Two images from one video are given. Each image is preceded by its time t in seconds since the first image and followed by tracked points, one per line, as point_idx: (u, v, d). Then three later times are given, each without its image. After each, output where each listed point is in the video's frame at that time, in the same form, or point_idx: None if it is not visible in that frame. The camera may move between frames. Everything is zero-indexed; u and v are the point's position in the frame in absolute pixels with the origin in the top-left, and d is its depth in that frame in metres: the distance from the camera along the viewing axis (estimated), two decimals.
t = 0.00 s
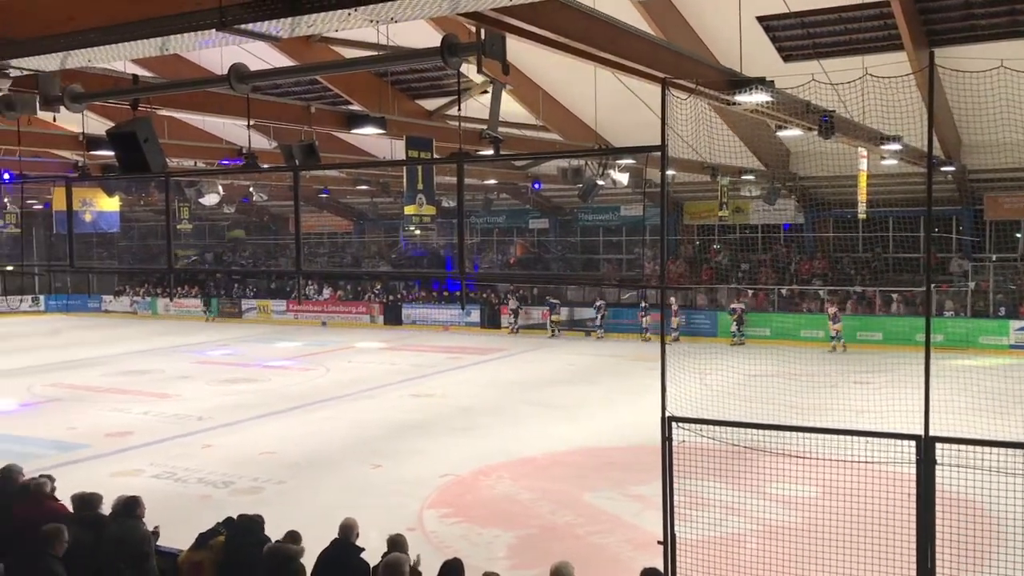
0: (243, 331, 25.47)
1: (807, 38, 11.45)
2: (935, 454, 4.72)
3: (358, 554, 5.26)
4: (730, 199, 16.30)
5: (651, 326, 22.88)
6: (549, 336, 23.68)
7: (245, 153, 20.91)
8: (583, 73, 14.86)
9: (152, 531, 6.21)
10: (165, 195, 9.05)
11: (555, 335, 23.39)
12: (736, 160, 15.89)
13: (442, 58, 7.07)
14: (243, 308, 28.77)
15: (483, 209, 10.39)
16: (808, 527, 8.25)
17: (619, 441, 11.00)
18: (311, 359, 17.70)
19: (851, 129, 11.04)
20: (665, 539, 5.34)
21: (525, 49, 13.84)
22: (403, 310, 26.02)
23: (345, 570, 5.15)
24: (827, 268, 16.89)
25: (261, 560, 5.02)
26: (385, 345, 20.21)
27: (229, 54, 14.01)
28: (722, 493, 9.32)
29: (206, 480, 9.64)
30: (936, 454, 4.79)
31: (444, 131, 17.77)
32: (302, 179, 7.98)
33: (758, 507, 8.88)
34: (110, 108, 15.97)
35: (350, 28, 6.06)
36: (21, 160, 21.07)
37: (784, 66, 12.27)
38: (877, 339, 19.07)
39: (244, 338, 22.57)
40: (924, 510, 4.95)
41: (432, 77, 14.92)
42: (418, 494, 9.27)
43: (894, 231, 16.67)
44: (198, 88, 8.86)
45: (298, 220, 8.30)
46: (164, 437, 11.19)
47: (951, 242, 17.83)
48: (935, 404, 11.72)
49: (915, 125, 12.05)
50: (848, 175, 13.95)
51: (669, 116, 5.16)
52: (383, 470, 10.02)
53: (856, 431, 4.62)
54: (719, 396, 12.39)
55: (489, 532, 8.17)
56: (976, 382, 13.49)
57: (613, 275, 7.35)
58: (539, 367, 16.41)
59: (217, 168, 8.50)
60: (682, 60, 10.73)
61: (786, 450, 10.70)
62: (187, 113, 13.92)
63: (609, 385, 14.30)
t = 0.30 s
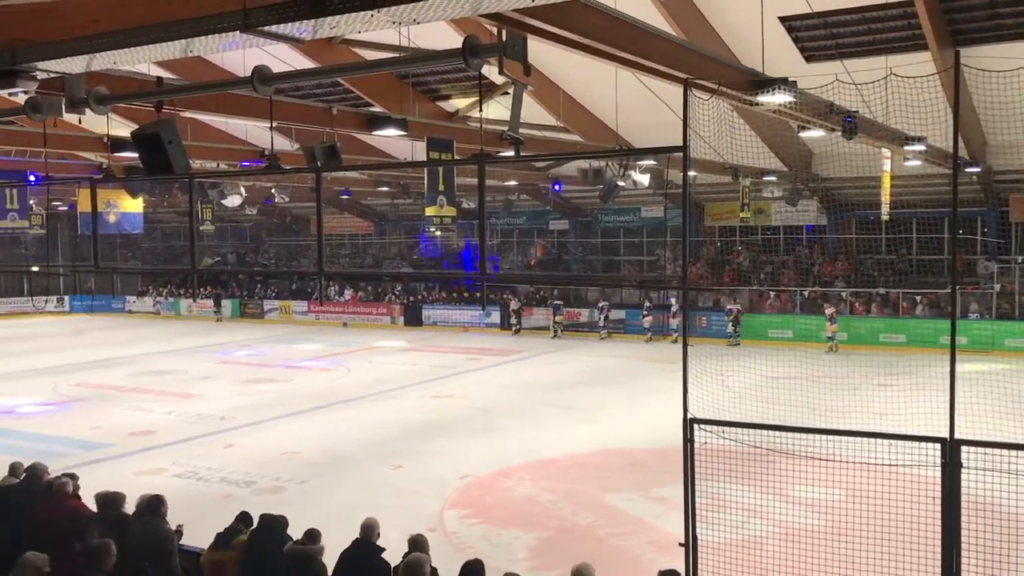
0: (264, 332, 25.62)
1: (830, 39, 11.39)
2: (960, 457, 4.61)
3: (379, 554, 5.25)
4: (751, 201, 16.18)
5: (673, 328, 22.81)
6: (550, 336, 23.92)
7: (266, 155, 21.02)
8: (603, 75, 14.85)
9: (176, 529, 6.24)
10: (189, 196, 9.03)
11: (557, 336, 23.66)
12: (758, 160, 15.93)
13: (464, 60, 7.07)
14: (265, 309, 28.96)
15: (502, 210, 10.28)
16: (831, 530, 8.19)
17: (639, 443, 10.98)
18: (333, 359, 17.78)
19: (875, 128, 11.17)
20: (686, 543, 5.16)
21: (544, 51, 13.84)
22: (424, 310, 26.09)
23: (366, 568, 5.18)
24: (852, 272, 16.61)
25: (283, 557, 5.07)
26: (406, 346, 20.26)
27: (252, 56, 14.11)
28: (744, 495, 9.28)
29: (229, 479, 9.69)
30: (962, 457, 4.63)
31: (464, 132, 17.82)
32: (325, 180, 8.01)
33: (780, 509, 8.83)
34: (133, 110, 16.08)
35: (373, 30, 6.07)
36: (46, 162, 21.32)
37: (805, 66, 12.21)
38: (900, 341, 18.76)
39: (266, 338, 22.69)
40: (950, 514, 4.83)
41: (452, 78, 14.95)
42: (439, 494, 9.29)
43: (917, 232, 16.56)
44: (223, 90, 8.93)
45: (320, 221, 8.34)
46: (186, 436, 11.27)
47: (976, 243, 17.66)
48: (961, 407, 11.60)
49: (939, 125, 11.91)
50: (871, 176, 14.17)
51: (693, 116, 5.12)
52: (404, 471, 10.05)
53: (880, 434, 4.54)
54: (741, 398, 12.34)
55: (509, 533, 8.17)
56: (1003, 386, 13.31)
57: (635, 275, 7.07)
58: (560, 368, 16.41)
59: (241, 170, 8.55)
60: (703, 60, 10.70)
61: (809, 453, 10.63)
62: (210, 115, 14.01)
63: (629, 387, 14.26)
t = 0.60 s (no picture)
0: (284, 334, 25.75)
1: (850, 40, 11.34)
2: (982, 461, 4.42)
3: (397, 556, 5.26)
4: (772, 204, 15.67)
5: (693, 330, 22.73)
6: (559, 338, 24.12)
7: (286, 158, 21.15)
8: (622, 77, 14.85)
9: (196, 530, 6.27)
10: (210, 199, 9.02)
11: (559, 337, 23.84)
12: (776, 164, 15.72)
13: (482, 63, 7.04)
14: (284, 311, 29.12)
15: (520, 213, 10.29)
16: (852, 534, 8.13)
17: (658, 446, 10.95)
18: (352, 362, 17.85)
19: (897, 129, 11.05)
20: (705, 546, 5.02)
21: (562, 53, 13.85)
22: (442, 313, 26.15)
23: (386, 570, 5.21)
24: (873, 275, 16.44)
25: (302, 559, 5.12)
26: (425, 348, 20.30)
27: (272, 60, 14.19)
28: (763, 499, 9.23)
29: (249, 480, 9.75)
30: (985, 460, 4.49)
31: (483, 135, 17.85)
32: (345, 183, 8.04)
33: (800, 513, 8.78)
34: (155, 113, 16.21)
35: (392, 34, 6.08)
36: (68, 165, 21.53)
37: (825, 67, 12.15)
38: (922, 344, 18.65)
39: (285, 340, 22.81)
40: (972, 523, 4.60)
41: (471, 82, 14.99)
42: (458, 496, 9.31)
43: (939, 235, 16.44)
44: (245, 94, 8.99)
45: (340, 223, 8.37)
46: (208, 438, 11.35)
47: (1000, 246, 17.49)
48: (984, 411, 11.48)
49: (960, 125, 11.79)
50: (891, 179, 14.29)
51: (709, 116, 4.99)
52: (423, 473, 10.07)
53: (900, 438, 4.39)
54: (761, 402, 12.27)
55: (527, 535, 8.17)
56: None
57: (652, 279, 6.79)
58: (579, 371, 16.39)
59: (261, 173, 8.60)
60: (722, 62, 10.66)
61: (829, 457, 10.55)
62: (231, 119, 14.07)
63: (648, 390, 14.22)
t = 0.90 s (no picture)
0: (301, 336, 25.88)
1: (869, 41, 11.28)
2: (1002, 463, 4.35)
3: (414, 559, 5.27)
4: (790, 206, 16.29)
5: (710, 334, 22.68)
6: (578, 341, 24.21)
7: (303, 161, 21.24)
8: (638, 79, 14.82)
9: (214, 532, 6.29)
10: (228, 203, 9.02)
11: (558, 339, 24.19)
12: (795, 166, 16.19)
13: (499, 66, 6.99)
14: (302, 313, 29.29)
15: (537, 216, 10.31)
16: (870, 539, 8.05)
17: (675, 449, 10.92)
18: (367, 364, 17.90)
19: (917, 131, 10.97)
20: (723, 552, 4.97)
21: (578, 55, 13.83)
22: (458, 315, 26.21)
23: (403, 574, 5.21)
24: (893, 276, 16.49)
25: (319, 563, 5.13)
26: (441, 350, 20.36)
27: (289, 63, 14.26)
28: (780, 503, 9.17)
29: (266, 482, 9.78)
30: (1007, 465, 4.42)
31: (500, 137, 17.88)
32: (362, 187, 8.08)
33: (818, 518, 8.71)
34: (174, 117, 16.33)
35: (410, 37, 6.08)
36: (87, 169, 21.74)
37: (844, 69, 12.12)
38: (941, 347, 18.46)
39: (303, 343, 22.90)
40: (993, 527, 4.54)
41: (488, 84, 14.99)
42: (474, 499, 9.30)
43: (958, 238, 16.31)
44: (262, 98, 9.02)
45: (357, 227, 8.39)
46: (226, 439, 11.42)
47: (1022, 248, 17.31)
48: (1005, 416, 11.35)
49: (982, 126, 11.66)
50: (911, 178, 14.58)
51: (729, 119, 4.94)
52: (439, 475, 10.08)
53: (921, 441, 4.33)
54: (779, 406, 12.21)
55: (544, 538, 8.16)
56: None
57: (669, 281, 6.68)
58: (596, 373, 16.39)
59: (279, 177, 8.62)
60: (739, 63, 10.61)
61: (848, 461, 10.47)
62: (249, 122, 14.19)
63: (664, 393, 14.18)
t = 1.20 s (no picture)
0: (316, 338, 25.97)
1: (885, 43, 11.24)
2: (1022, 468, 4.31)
3: (429, 561, 5.29)
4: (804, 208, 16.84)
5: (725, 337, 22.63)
6: (593, 344, 24.21)
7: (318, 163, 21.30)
8: (653, 82, 14.82)
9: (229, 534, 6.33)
10: (244, 206, 9.05)
11: (571, 343, 24.21)
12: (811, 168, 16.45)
13: (514, 69, 6.99)
14: (317, 315, 29.41)
15: (552, 218, 10.33)
16: (886, 543, 8.01)
17: (689, 452, 10.90)
18: (381, 366, 17.95)
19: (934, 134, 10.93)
20: (737, 556, 4.95)
21: (592, 58, 13.84)
22: (473, 318, 26.25)
23: None
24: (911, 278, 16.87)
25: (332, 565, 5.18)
26: (455, 353, 20.38)
27: (304, 67, 14.33)
28: (796, 507, 9.13)
29: (281, 484, 9.83)
30: None
31: (514, 140, 17.90)
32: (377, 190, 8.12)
33: (834, 522, 8.67)
34: (191, 120, 16.45)
35: (425, 41, 6.09)
36: (104, 172, 21.92)
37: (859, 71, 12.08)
38: (959, 351, 18.39)
39: (318, 345, 22.98)
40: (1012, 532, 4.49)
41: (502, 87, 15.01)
42: (488, 501, 9.31)
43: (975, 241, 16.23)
44: (278, 102, 9.06)
45: (372, 229, 8.42)
46: (242, 440, 11.49)
47: None
48: None
49: (1000, 129, 11.59)
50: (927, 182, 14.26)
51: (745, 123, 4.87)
52: (453, 477, 10.11)
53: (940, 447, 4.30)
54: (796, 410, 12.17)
55: (558, 541, 8.16)
56: None
57: (682, 285, 6.67)
58: (611, 377, 16.41)
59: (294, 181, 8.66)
60: (754, 65, 10.58)
61: (865, 465, 10.43)
62: (265, 125, 14.30)
63: (679, 397, 14.17)
